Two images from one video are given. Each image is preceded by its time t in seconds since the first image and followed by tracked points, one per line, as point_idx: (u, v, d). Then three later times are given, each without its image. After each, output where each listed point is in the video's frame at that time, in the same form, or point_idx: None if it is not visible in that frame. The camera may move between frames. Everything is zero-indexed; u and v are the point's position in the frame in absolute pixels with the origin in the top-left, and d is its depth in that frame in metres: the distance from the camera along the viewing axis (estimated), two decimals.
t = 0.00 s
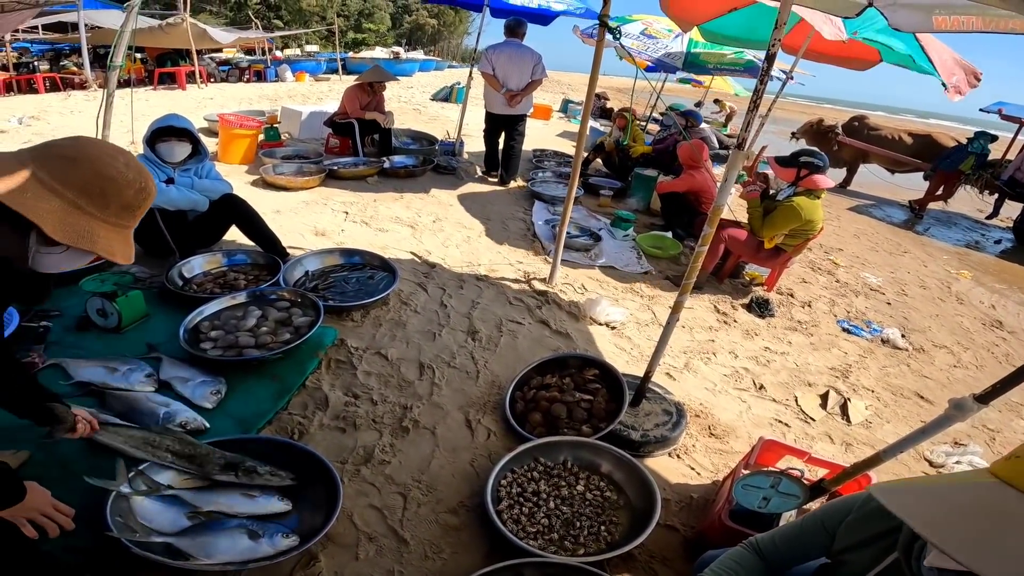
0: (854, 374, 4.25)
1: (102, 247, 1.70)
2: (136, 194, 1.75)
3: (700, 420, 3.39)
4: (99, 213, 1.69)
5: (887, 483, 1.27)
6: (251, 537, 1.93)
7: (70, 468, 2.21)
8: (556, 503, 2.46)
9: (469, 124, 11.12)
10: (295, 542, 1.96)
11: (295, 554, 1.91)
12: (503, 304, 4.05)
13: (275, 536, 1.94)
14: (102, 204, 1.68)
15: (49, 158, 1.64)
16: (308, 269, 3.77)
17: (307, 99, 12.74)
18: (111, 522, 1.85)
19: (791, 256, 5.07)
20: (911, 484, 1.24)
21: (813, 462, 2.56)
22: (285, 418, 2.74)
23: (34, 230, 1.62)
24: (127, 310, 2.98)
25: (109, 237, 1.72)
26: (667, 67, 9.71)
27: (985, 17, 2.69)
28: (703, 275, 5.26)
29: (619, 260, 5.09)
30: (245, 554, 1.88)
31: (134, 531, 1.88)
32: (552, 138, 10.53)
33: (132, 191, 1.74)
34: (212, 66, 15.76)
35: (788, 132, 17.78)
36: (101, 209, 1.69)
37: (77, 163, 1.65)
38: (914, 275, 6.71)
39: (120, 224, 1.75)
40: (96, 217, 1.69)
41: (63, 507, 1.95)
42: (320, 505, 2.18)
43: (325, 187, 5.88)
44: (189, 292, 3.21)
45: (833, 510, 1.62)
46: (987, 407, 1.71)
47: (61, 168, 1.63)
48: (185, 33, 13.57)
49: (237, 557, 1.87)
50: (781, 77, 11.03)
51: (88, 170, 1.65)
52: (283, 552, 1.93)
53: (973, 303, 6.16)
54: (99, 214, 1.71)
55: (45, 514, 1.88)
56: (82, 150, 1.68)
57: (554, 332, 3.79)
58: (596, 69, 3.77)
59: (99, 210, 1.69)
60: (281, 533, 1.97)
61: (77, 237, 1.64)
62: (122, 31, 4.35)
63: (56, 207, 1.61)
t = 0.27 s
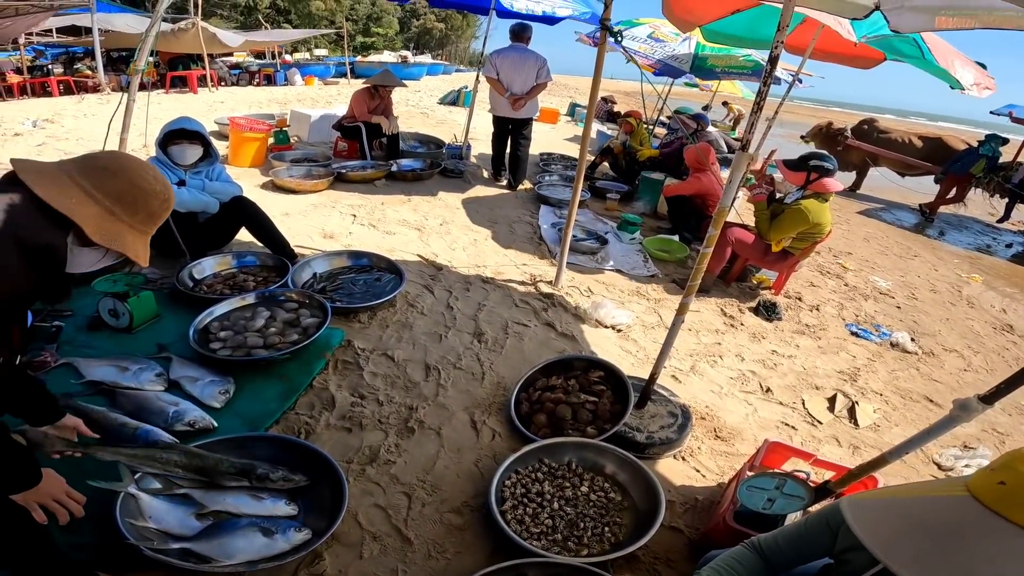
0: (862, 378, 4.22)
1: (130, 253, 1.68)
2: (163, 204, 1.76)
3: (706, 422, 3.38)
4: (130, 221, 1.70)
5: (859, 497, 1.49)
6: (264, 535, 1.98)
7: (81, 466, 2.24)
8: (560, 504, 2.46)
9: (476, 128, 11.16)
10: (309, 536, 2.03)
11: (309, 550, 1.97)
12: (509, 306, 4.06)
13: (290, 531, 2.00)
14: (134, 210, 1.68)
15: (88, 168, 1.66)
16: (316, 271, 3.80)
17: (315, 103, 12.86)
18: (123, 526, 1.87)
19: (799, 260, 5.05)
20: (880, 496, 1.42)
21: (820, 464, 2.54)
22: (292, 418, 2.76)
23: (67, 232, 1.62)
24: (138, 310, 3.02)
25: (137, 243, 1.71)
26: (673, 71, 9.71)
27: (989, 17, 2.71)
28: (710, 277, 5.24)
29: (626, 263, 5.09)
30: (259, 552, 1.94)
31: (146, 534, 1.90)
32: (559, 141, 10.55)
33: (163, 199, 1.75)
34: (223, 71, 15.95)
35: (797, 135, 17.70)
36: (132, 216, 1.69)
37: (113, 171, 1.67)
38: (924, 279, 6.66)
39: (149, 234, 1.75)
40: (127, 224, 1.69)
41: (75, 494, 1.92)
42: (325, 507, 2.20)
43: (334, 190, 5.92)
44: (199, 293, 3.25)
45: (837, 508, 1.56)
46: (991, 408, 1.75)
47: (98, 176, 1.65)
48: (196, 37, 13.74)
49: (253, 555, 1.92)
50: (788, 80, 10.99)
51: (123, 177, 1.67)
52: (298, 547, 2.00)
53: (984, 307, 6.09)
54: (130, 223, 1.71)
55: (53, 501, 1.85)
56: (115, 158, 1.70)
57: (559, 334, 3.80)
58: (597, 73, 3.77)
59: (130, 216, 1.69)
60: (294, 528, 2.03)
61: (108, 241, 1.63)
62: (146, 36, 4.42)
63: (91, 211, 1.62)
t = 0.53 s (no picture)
0: (868, 380, 4.19)
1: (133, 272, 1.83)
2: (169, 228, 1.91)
3: (711, 424, 3.37)
4: (136, 241, 1.84)
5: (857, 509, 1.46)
6: (269, 534, 1.99)
7: (87, 464, 2.25)
8: (563, 505, 2.46)
9: (481, 130, 11.19)
10: (313, 535, 2.05)
11: (314, 548, 1.98)
12: (513, 308, 4.06)
13: (294, 531, 2.02)
14: (145, 233, 1.83)
15: (106, 191, 1.79)
16: (321, 272, 3.82)
17: (321, 104, 12.92)
18: (129, 525, 1.88)
19: (804, 262, 5.03)
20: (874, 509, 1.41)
21: (824, 466, 2.56)
22: (297, 418, 2.77)
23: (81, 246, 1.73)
24: (145, 310, 3.04)
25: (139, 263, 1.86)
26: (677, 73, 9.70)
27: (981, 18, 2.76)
28: (715, 280, 5.22)
29: (630, 265, 5.08)
30: (264, 551, 1.95)
31: (151, 533, 1.91)
32: (564, 143, 10.56)
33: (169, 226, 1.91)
34: (231, 73, 16.06)
35: (803, 137, 17.64)
36: (139, 237, 1.84)
37: (130, 196, 1.81)
38: (932, 282, 6.61)
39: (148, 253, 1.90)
40: (134, 243, 1.83)
41: (57, 482, 1.96)
42: (329, 508, 2.20)
43: (339, 192, 5.95)
44: (206, 293, 3.27)
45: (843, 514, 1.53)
46: (997, 408, 1.74)
47: (115, 199, 1.79)
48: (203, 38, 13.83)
49: (257, 554, 1.93)
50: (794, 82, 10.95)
51: (139, 203, 1.81)
52: (302, 546, 2.01)
53: (992, 310, 6.05)
54: (134, 241, 1.85)
55: (35, 487, 1.89)
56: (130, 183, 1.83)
57: (564, 336, 3.79)
58: (591, 75, 3.77)
59: (139, 236, 1.84)
60: (299, 528, 2.04)
61: (119, 260, 1.77)
62: (163, 38, 4.45)
63: (108, 231, 1.75)
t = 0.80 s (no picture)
0: (878, 383, 4.17)
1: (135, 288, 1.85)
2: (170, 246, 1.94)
3: (718, 426, 3.36)
4: (141, 258, 1.87)
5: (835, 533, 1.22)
6: (278, 534, 2.00)
7: (97, 464, 2.27)
8: (571, 506, 2.46)
9: (487, 132, 11.21)
10: (322, 536, 2.05)
11: (323, 549, 1.99)
12: (520, 310, 4.06)
13: (302, 531, 2.02)
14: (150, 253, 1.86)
15: (114, 210, 1.80)
16: (329, 274, 3.83)
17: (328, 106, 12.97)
18: (139, 524, 1.90)
19: (812, 264, 5.00)
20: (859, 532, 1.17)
21: (833, 468, 2.56)
22: (306, 418, 2.79)
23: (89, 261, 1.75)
24: (156, 311, 3.07)
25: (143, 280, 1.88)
26: (684, 75, 9.69)
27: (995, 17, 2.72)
28: (722, 282, 5.20)
29: (637, 267, 5.07)
30: (273, 551, 1.96)
31: (162, 533, 1.93)
32: (570, 145, 10.56)
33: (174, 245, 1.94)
34: (239, 74, 16.16)
35: (810, 139, 17.56)
36: (145, 256, 1.87)
37: (138, 216, 1.82)
38: (941, 284, 6.57)
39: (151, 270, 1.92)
40: (139, 260, 1.86)
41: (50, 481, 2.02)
42: (338, 508, 2.21)
43: (347, 193, 5.97)
44: (215, 294, 3.29)
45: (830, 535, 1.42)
46: (1010, 410, 1.73)
47: (123, 218, 1.80)
48: (211, 39, 13.93)
49: (267, 554, 1.94)
50: (802, 83, 10.90)
51: (147, 224, 1.83)
52: (310, 547, 2.01)
53: (1002, 313, 6.00)
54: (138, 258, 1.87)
55: (27, 485, 1.95)
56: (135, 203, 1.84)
57: (571, 338, 3.80)
58: (602, 76, 3.77)
59: (144, 255, 1.86)
60: (307, 528, 2.05)
61: (124, 277, 1.80)
62: (173, 39, 4.49)
63: (116, 250, 1.77)
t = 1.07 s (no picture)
0: (886, 386, 4.15)
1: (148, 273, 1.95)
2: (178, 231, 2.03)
3: (726, 428, 3.36)
4: (150, 244, 1.96)
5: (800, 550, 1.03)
6: (290, 534, 2.01)
7: (110, 464, 2.29)
8: (579, 507, 2.46)
9: (493, 134, 11.23)
10: (332, 537, 2.06)
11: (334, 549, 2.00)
12: (527, 312, 4.07)
13: (313, 532, 2.04)
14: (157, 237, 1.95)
15: (120, 199, 1.90)
16: (338, 275, 3.86)
17: (334, 108, 13.04)
18: (152, 524, 1.91)
19: (820, 267, 4.99)
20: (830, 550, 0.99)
21: (842, 470, 2.56)
22: (316, 419, 2.80)
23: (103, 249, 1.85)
24: (167, 312, 3.09)
25: (155, 265, 1.97)
26: (691, 77, 9.68)
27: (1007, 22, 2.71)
28: (729, 284, 5.19)
29: (644, 270, 5.07)
30: (285, 551, 1.97)
31: (175, 533, 1.94)
32: (575, 147, 10.56)
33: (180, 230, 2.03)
34: (246, 77, 16.27)
35: (816, 141, 17.49)
36: (153, 241, 1.96)
37: (142, 203, 1.92)
38: (949, 287, 6.53)
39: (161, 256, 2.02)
40: (148, 246, 1.95)
41: (70, 478, 2.04)
42: (348, 509, 2.23)
43: (354, 195, 6.00)
44: (226, 296, 3.32)
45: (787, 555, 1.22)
46: (1021, 412, 1.73)
47: (128, 206, 1.90)
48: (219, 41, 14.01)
49: (278, 555, 1.95)
50: (808, 85, 10.87)
51: (151, 209, 1.93)
52: (321, 547, 2.02)
53: (1011, 315, 5.96)
54: (148, 245, 1.97)
55: (47, 484, 1.97)
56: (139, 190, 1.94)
57: (578, 340, 3.80)
58: (609, 79, 3.78)
59: (152, 240, 1.96)
60: (317, 528, 2.06)
61: (135, 261, 1.88)
62: (163, 37, 4.52)
63: (125, 236, 1.87)
